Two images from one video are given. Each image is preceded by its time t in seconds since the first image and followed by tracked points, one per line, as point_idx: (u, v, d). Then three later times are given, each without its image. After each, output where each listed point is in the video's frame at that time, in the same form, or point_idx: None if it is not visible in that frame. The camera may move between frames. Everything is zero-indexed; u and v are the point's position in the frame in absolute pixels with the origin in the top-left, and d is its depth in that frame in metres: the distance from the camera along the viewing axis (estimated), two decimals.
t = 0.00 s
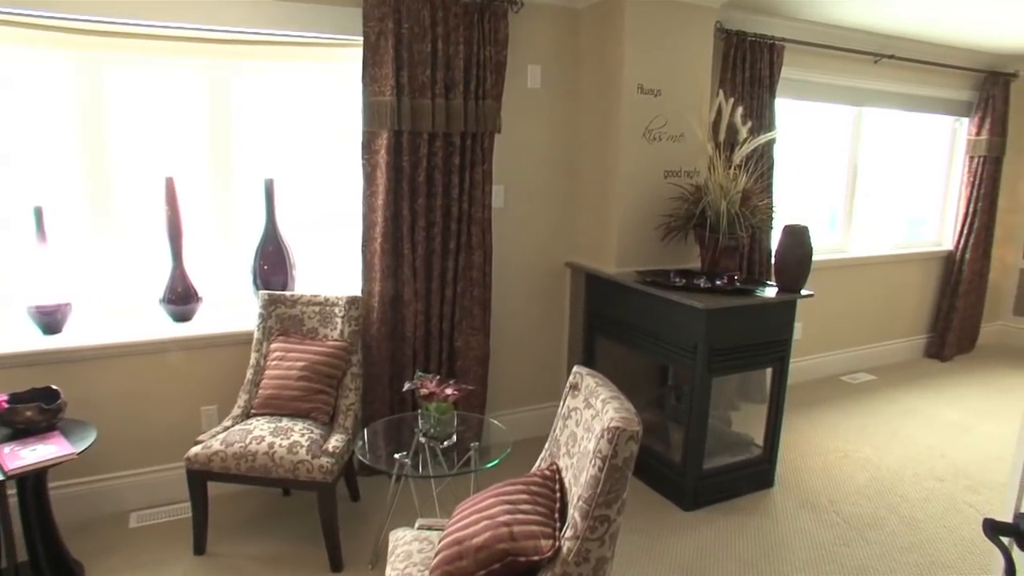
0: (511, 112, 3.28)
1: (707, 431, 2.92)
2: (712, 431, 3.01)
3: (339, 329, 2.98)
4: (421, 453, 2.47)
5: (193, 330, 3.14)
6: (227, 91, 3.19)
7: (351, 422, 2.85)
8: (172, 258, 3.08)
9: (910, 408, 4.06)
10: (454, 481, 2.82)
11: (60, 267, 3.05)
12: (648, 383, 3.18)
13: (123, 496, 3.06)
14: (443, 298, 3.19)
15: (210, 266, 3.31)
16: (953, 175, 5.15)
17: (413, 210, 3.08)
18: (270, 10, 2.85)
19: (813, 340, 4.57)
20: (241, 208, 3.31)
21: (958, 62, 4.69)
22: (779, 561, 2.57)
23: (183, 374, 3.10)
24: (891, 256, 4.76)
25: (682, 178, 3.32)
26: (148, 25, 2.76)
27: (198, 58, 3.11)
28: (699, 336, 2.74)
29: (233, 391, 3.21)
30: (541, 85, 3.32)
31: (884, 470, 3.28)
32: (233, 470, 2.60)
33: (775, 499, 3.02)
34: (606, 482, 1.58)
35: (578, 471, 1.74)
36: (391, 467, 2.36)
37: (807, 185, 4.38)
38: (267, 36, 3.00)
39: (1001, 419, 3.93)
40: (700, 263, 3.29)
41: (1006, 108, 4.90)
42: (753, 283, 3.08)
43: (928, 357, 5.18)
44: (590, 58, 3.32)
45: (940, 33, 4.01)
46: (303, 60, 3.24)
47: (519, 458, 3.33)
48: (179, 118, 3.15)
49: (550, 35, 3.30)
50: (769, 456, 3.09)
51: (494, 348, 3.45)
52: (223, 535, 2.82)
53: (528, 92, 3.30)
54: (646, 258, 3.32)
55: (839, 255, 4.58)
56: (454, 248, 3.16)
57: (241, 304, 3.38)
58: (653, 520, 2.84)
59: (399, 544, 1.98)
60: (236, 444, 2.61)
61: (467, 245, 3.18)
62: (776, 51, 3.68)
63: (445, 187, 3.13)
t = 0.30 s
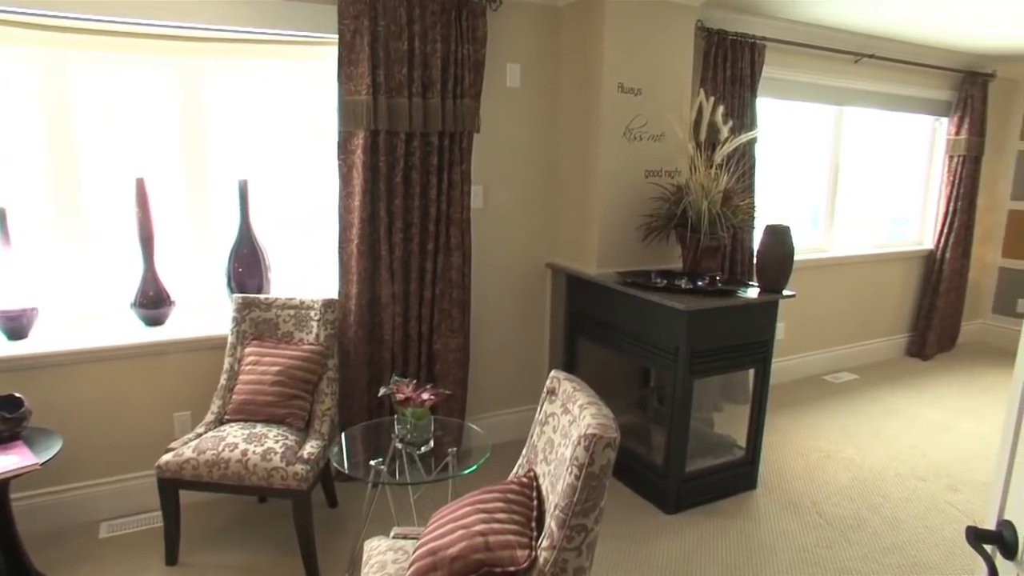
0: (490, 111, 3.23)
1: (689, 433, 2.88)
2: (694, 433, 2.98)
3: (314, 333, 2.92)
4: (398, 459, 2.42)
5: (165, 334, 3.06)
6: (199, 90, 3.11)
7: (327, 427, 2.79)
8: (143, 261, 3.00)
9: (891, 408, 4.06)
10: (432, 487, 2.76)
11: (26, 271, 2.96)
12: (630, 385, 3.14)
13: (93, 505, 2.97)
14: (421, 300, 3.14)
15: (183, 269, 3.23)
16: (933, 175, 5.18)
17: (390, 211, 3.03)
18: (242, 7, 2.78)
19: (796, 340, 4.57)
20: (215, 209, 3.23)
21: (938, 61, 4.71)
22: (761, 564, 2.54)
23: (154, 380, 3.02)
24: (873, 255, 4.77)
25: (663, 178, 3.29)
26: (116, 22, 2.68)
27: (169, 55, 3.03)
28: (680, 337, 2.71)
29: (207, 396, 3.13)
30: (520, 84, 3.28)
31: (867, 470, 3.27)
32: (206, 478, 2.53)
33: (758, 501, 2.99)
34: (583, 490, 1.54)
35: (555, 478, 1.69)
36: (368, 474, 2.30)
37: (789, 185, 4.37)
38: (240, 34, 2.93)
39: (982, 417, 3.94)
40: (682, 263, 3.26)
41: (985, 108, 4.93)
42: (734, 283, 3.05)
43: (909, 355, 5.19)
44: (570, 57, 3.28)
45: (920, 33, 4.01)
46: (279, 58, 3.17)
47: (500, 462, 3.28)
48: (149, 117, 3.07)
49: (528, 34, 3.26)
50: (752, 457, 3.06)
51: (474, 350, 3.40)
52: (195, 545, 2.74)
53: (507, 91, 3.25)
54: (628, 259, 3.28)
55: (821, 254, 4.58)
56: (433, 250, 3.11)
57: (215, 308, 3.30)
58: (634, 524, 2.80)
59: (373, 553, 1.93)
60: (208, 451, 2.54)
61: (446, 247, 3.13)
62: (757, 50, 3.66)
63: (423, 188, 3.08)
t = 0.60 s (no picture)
0: (468, 111, 3.19)
1: (671, 435, 2.85)
2: (675, 436, 2.94)
3: (289, 337, 2.86)
4: (373, 466, 2.36)
5: (136, 339, 2.97)
6: (170, 89, 3.03)
7: (302, 434, 2.72)
8: (114, 263, 2.92)
9: (872, 407, 4.06)
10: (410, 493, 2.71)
11: None
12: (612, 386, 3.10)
13: (60, 515, 2.88)
14: (399, 303, 3.08)
15: (154, 272, 3.15)
16: (912, 174, 5.21)
17: (366, 212, 2.97)
18: (213, 4, 2.71)
19: (778, 340, 4.56)
20: (186, 211, 3.15)
21: (917, 61, 4.73)
22: (744, 567, 2.51)
23: (123, 386, 2.93)
24: (854, 254, 4.78)
25: (643, 178, 3.26)
26: (81, 18, 2.60)
27: (138, 53, 2.95)
28: (661, 339, 2.68)
29: (179, 403, 3.04)
30: (498, 83, 3.23)
31: (848, 470, 3.26)
32: (176, 487, 2.45)
33: (741, 503, 2.96)
34: (558, 499, 1.50)
35: (531, 486, 1.65)
36: (342, 482, 2.24)
37: (770, 184, 4.37)
38: (211, 31, 2.86)
39: (962, 416, 3.95)
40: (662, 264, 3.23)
41: (963, 107, 4.97)
42: (716, 284, 3.01)
43: (890, 354, 5.21)
44: (548, 56, 3.24)
45: (899, 33, 4.02)
46: (252, 57, 3.10)
47: (480, 467, 3.23)
48: (118, 117, 2.98)
49: (506, 32, 3.21)
50: (734, 458, 3.03)
51: (454, 353, 3.35)
52: (165, 555, 2.66)
53: (485, 90, 3.21)
54: (608, 259, 3.24)
55: (802, 254, 4.58)
56: (410, 251, 3.06)
57: (188, 311, 3.22)
58: (616, 528, 2.76)
59: (346, 565, 1.87)
60: (179, 459, 2.46)
61: (424, 248, 3.08)
62: (737, 49, 3.64)
63: (400, 188, 3.03)
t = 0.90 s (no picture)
0: (448, 110, 3.14)
1: (655, 437, 2.82)
2: (659, 438, 2.91)
3: (265, 341, 2.79)
4: (351, 473, 2.31)
5: (108, 344, 2.88)
6: (142, 88, 2.95)
7: (279, 440, 2.65)
8: (84, 266, 2.83)
9: (858, 407, 4.05)
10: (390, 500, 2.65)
11: None
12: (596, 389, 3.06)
13: (31, 526, 2.79)
14: (379, 306, 3.03)
15: (127, 276, 3.07)
16: (896, 173, 5.22)
17: (344, 213, 2.92)
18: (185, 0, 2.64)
19: (763, 340, 4.55)
20: (160, 213, 3.07)
21: (899, 61, 4.73)
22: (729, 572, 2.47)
23: (95, 393, 2.84)
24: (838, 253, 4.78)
25: (626, 178, 3.22)
26: (48, 14, 2.52)
27: (109, 51, 2.86)
28: (645, 341, 2.65)
29: (153, 409, 2.96)
30: (479, 82, 3.19)
31: (834, 472, 3.24)
32: (148, 496, 2.37)
33: (726, 506, 2.93)
34: (536, 510, 1.45)
35: (510, 496, 1.60)
36: (318, 490, 2.18)
37: (755, 184, 4.35)
38: (184, 28, 2.79)
39: (946, 415, 3.95)
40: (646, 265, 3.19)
41: (945, 107, 4.98)
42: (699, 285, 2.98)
43: (874, 354, 5.22)
44: (530, 55, 3.19)
45: (881, 32, 4.02)
46: (228, 55, 3.03)
47: (463, 472, 3.17)
48: (88, 116, 2.90)
49: (487, 30, 3.17)
50: (718, 461, 3.00)
51: (435, 356, 3.30)
52: (136, 567, 2.57)
53: (466, 89, 3.16)
54: (591, 260, 3.21)
55: (787, 254, 4.56)
56: (390, 253, 3.00)
57: (163, 315, 3.14)
58: (601, 533, 2.72)
59: None
60: (151, 468, 2.38)
61: (403, 250, 3.03)
62: (720, 48, 3.63)
63: (379, 189, 2.98)
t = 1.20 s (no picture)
0: (429, 110, 3.09)
1: (640, 441, 2.77)
2: (645, 441, 2.86)
3: (242, 346, 2.72)
4: (329, 481, 2.25)
5: (79, 349, 2.79)
6: (115, 86, 2.87)
7: (256, 447, 2.58)
8: (55, 269, 2.74)
9: (844, 407, 4.04)
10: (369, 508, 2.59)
11: None
12: (581, 392, 3.02)
13: None
14: (359, 309, 2.97)
15: (100, 279, 2.98)
16: (881, 173, 5.22)
17: (323, 214, 2.86)
18: None
19: (750, 340, 4.52)
20: (135, 215, 2.99)
21: (884, 60, 4.73)
22: None
23: (65, 400, 2.73)
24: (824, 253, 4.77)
25: (610, 178, 3.18)
26: (14, 9, 2.43)
27: (80, 48, 2.78)
28: (630, 343, 2.60)
29: (127, 416, 2.87)
30: (461, 81, 3.14)
31: (821, 473, 3.21)
32: (119, 506, 2.27)
33: (713, 509, 2.89)
34: (515, 521, 1.40)
35: (488, 506, 1.56)
36: (294, 500, 2.12)
37: (740, 184, 4.33)
38: (158, 25, 2.71)
39: (932, 415, 3.95)
40: (630, 266, 3.15)
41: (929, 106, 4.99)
42: (685, 286, 2.94)
43: (860, 353, 5.22)
44: (512, 54, 3.15)
45: (865, 32, 4.01)
46: (204, 53, 2.96)
47: (446, 477, 3.12)
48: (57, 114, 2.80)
49: (468, 28, 3.12)
50: (704, 464, 2.97)
51: (417, 359, 3.25)
52: None
53: (447, 88, 3.11)
54: (575, 262, 3.16)
55: (773, 254, 4.54)
56: (370, 254, 2.94)
57: (138, 320, 3.06)
58: (586, 539, 2.67)
59: None
60: (123, 477, 2.29)
61: (384, 252, 2.97)
62: (706, 46, 3.60)
63: (359, 189, 2.92)
